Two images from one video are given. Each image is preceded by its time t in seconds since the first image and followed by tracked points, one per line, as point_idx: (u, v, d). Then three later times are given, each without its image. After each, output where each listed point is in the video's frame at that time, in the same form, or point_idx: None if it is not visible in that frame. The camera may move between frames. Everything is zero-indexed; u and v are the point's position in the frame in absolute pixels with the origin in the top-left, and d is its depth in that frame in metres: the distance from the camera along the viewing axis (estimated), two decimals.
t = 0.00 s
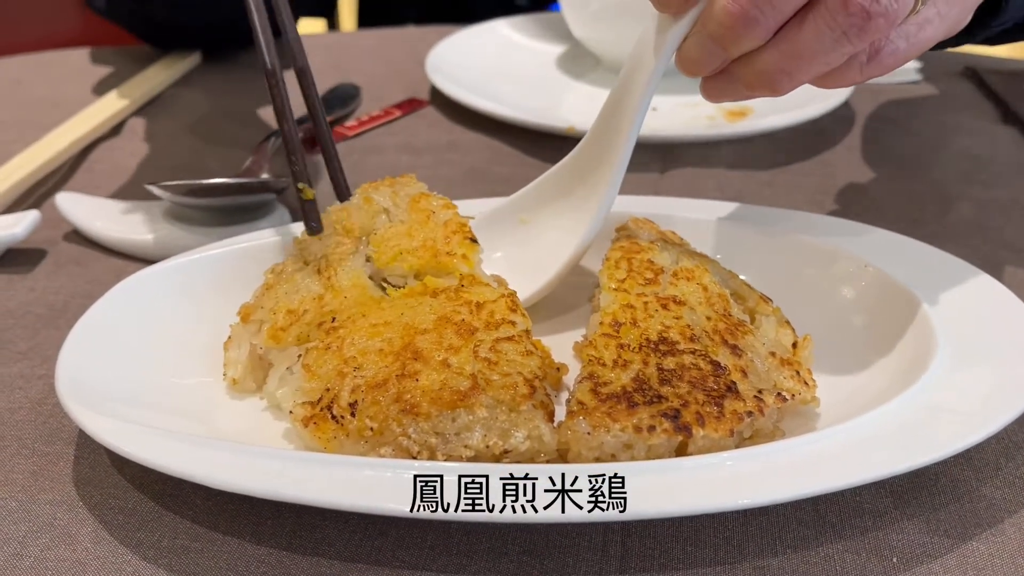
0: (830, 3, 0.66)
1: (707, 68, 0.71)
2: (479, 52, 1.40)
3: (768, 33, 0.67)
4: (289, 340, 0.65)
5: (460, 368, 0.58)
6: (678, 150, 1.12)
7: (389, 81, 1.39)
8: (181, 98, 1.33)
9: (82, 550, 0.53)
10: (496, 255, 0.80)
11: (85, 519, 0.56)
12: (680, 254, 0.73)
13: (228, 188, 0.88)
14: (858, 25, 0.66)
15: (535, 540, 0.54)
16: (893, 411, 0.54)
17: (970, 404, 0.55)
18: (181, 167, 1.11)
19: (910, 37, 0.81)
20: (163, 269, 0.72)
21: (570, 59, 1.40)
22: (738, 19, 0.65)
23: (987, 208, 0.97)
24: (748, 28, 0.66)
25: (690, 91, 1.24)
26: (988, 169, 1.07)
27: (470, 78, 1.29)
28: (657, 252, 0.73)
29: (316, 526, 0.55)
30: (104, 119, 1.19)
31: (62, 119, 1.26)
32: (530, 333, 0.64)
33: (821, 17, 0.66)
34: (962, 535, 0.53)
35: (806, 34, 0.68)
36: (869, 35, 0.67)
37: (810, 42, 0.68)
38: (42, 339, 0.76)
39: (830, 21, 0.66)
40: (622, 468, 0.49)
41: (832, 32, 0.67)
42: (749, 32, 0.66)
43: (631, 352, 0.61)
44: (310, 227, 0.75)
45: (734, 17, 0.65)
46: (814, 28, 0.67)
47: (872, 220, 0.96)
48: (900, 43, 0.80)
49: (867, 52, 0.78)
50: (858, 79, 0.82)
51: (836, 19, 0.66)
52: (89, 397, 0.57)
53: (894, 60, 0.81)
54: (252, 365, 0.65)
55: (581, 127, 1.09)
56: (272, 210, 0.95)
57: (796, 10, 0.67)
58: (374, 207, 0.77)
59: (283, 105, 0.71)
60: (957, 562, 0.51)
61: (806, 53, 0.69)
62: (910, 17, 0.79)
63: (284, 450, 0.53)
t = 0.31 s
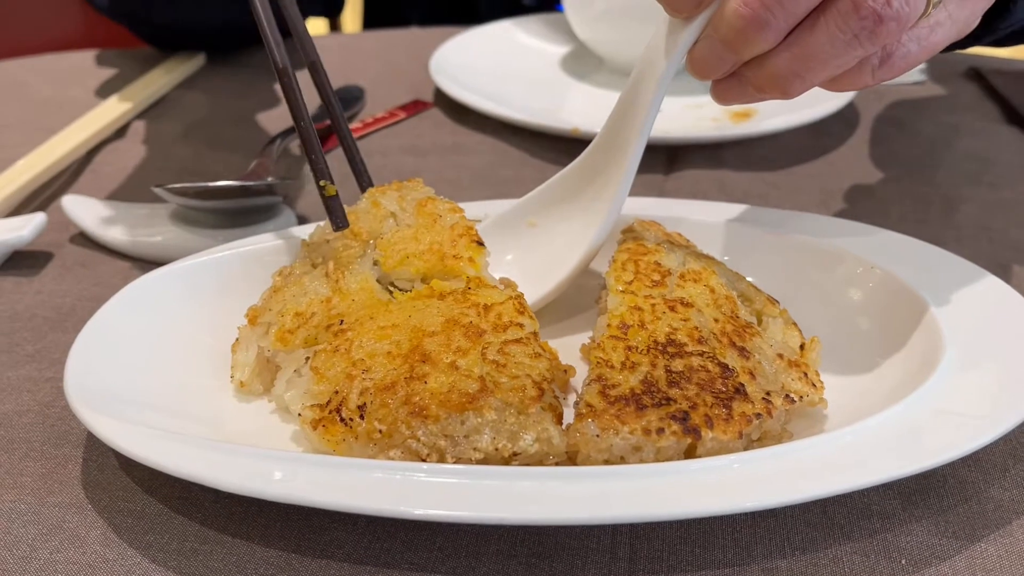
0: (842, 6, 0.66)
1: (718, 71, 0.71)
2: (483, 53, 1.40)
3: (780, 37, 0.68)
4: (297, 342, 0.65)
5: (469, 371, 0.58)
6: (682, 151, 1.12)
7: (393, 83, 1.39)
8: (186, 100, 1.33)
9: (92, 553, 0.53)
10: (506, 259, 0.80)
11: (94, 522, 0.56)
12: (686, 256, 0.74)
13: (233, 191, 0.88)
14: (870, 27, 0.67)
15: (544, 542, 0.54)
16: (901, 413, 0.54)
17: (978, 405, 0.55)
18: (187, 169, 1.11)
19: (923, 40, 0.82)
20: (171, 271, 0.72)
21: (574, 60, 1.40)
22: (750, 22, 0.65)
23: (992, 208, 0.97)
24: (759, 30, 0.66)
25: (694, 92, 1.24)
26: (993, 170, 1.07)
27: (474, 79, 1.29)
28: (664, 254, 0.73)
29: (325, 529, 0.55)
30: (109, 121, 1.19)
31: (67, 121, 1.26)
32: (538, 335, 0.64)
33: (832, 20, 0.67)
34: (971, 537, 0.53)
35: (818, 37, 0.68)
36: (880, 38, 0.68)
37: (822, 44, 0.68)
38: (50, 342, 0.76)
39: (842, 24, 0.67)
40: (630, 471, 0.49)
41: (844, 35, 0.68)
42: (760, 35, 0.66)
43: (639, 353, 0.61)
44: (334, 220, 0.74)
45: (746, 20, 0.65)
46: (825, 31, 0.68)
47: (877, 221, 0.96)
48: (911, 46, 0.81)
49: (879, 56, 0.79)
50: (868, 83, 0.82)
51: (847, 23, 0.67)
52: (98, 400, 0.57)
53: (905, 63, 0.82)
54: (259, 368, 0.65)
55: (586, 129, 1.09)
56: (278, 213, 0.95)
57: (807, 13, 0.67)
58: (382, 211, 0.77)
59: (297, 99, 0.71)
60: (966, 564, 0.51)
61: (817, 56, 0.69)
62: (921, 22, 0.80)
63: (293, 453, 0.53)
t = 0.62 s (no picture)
0: (852, 13, 0.67)
1: (726, 75, 0.71)
2: (485, 53, 1.40)
3: (789, 42, 0.68)
4: (298, 344, 0.65)
5: (472, 371, 0.58)
6: (684, 151, 1.12)
7: (395, 83, 1.39)
8: (188, 101, 1.33)
9: (96, 554, 0.53)
10: (511, 259, 0.80)
11: (98, 522, 0.56)
12: (689, 255, 0.74)
13: (234, 191, 0.87)
14: (879, 33, 0.68)
15: (548, 542, 0.54)
16: (906, 413, 0.54)
17: (982, 405, 0.55)
18: (189, 170, 1.11)
19: (931, 45, 0.84)
20: (174, 272, 0.73)
21: (576, 60, 1.40)
22: (761, 27, 0.65)
23: (994, 209, 0.97)
24: (770, 35, 0.66)
25: (696, 92, 1.24)
26: (996, 170, 1.07)
27: (476, 79, 1.29)
28: (667, 254, 0.73)
29: (329, 529, 0.55)
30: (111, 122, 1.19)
31: (68, 122, 1.26)
32: (541, 336, 0.64)
33: (842, 26, 0.68)
34: (975, 537, 0.53)
35: (828, 42, 0.69)
36: (889, 43, 0.69)
37: (832, 50, 0.69)
38: (53, 342, 0.76)
39: (851, 30, 0.68)
40: (634, 472, 0.49)
41: (853, 41, 0.68)
42: (771, 40, 0.67)
43: (643, 353, 0.61)
44: (356, 252, 0.71)
45: (757, 25, 0.65)
46: (836, 36, 0.68)
47: (879, 221, 0.96)
48: (918, 52, 0.82)
49: (888, 61, 0.79)
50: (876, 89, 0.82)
51: (857, 29, 0.67)
52: (101, 400, 0.57)
53: (915, 68, 0.83)
54: (261, 369, 0.65)
55: (589, 129, 1.09)
56: (280, 213, 0.95)
57: (817, 19, 0.68)
58: (383, 213, 0.77)
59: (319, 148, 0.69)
60: (970, 564, 0.51)
61: (828, 61, 0.70)
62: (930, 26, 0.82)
63: (297, 453, 0.53)
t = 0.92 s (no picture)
0: (865, 14, 0.68)
1: (737, 78, 0.71)
2: (486, 53, 1.41)
3: (801, 44, 0.69)
4: (298, 346, 0.65)
5: (476, 370, 0.58)
6: (686, 150, 1.12)
7: (397, 83, 1.39)
8: (190, 101, 1.34)
9: (100, 553, 0.53)
10: (520, 264, 0.80)
11: (102, 521, 0.56)
12: (692, 255, 0.74)
13: (238, 191, 0.88)
14: (892, 35, 0.68)
15: (552, 541, 0.54)
16: (911, 411, 0.54)
17: (987, 404, 0.55)
18: (191, 170, 1.11)
19: (944, 46, 0.85)
20: (177, 272, 0.73)
21: (577, 60, 1.40)
22: (773, 29, 0.66)
23: (996, 207, 0.97)
24: (782, 37, 0.67)
25: (697, 92, 1.24)
26: (998, 169, 1.07)
27: (477, 79, 1.29)
28: (670, 253, 0.73)
29: (332, 528, 0.55)
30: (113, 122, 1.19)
31: (70, 122, 1.26)
32: (546, 335, 0.64)
33: (855, 28, 0.68)
34: (979, 535, 0.53)
35: (840, 44, 0.69)
36: (902, 45, 0.70)
37: (845, 52, 0.70)
38: (56, 341, 0.76)
39: (864, 31, 0.68)
40: (637, 470, 0.49)
41: (866, 43, 0.69)
42: (783, 42, 0.67)
43: (647, 352, 0.61)
44: (377, 266, 0.70)
45: (768, 27, 0.66)
46: (848, 38, 0.69)
47: (881, 220, 0.96)
48: (932, 53, 0.83)
49: (900, 63, 0.80)
50: (889, 91, 0.83)
51: (870, 30, 0.68)
52: (106, 400, 0.57)
53: (927, 69, 0.84)
54: (260, 370, 0.65)
55: (590, 128, 1.09)
56: (282, 213, 0.95)
57: (829, 21, 0.68)
58: (389, 219, 0.77)
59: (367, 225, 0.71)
60: (974, 563, 0.51)
61: (840, 62, 0.70)
62: (943, 29, 0.83)
63: (301, 452, 0.53)
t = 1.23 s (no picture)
0: (857, 6, 0.68)
1: (731, 73, 0.71)
2: (486, 52, 1.41)
3: (793, 37, 0.69)
4: (294, 347, 0.65)
5: (475, 369, 0.58)
6: (685, 149, 1.12)
7: (396, 82, 1.39)
8: (189, 101, 1.34)
9: (99, 551, 0.54)
10: (517, 262, 0.80)
11: (101, 519, 0.56)
12: (690, 253, 0.74)
13: (236, 189, 0.88)
14: (885, 25, 0.69)
15: (550, 538, 0.54)
16: (908, 409, 0.54)
17: (984, 402, 0.55)
18: (190, 169, 1.12)
19: (937, 37, 0.85)
20: (176, 270, 0.73)
21: (576, 59, 1.40)
22: (765, 22, 0.66)
23: (995, 206, 0.97)
24: (774, 31, 0.67)
25: (697, 91, 1.24)
26: (997, 168, 1.07)
27: (476, 78, 1.29)
28: (667, 251, 0.73)
29: (330, 527, 0.55)
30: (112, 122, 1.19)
31: (70, 121, 1.26)
32: (544, 333, 0.64)
33: (847, 19, 0.69)
34: (976, 532, 0.53)
35: (833, 35, 0.70)
36: (894, 35, 0.70)
37: (838, 43, 0.70)
38: (55, 340, 0.76)
39: (857, 23, 0.69)
40: (634, 468, 0.49)
41: (859, 34, 0.70)
42: (776, 35, 0.68)
43: (645, 351, 0.61)
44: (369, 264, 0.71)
45: (760, 20, 0.66)
46: (841, 30, 0.69)
47: (880, 219, 0.96)
48: (926, 44, 0.83)
49: (896, 55, 0.80)
50: (884, 84, 0.84)
51: (863, 21, 0.69)
52: (105, 398, 0.57)
53: (922, 60, 0.84)
54: (257, 370, 0.65)
55: (589, 127, 1.09)
56: (282, 212, 0.96)
57: (822, 13, 0.69)
58: (392, 217, 0.76)
59: (364, 235, 0.72)
60: (972, 560, 0.51)
61: (834, 54, 0.71)
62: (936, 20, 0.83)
63: (300, 450, 0.53)
